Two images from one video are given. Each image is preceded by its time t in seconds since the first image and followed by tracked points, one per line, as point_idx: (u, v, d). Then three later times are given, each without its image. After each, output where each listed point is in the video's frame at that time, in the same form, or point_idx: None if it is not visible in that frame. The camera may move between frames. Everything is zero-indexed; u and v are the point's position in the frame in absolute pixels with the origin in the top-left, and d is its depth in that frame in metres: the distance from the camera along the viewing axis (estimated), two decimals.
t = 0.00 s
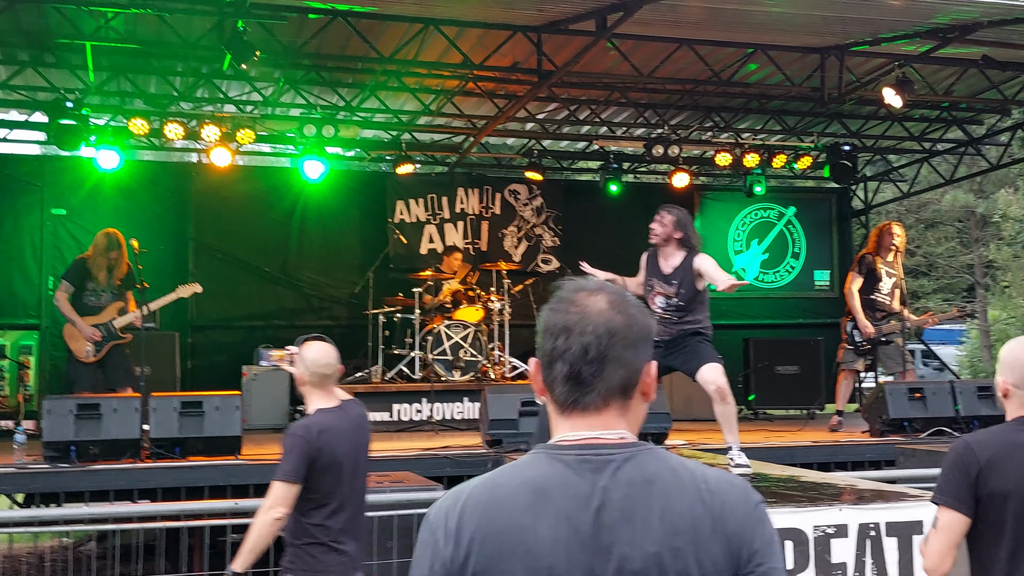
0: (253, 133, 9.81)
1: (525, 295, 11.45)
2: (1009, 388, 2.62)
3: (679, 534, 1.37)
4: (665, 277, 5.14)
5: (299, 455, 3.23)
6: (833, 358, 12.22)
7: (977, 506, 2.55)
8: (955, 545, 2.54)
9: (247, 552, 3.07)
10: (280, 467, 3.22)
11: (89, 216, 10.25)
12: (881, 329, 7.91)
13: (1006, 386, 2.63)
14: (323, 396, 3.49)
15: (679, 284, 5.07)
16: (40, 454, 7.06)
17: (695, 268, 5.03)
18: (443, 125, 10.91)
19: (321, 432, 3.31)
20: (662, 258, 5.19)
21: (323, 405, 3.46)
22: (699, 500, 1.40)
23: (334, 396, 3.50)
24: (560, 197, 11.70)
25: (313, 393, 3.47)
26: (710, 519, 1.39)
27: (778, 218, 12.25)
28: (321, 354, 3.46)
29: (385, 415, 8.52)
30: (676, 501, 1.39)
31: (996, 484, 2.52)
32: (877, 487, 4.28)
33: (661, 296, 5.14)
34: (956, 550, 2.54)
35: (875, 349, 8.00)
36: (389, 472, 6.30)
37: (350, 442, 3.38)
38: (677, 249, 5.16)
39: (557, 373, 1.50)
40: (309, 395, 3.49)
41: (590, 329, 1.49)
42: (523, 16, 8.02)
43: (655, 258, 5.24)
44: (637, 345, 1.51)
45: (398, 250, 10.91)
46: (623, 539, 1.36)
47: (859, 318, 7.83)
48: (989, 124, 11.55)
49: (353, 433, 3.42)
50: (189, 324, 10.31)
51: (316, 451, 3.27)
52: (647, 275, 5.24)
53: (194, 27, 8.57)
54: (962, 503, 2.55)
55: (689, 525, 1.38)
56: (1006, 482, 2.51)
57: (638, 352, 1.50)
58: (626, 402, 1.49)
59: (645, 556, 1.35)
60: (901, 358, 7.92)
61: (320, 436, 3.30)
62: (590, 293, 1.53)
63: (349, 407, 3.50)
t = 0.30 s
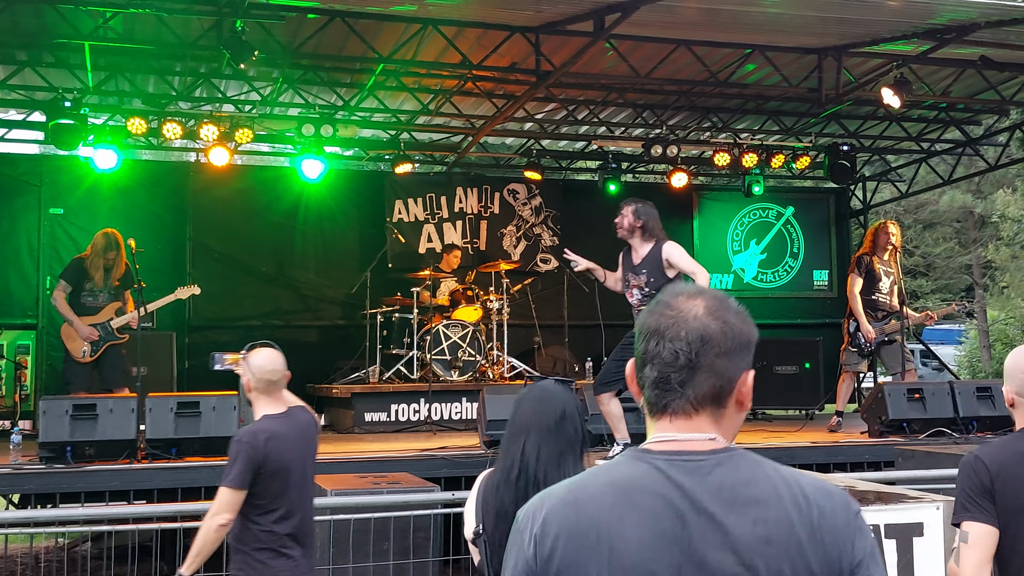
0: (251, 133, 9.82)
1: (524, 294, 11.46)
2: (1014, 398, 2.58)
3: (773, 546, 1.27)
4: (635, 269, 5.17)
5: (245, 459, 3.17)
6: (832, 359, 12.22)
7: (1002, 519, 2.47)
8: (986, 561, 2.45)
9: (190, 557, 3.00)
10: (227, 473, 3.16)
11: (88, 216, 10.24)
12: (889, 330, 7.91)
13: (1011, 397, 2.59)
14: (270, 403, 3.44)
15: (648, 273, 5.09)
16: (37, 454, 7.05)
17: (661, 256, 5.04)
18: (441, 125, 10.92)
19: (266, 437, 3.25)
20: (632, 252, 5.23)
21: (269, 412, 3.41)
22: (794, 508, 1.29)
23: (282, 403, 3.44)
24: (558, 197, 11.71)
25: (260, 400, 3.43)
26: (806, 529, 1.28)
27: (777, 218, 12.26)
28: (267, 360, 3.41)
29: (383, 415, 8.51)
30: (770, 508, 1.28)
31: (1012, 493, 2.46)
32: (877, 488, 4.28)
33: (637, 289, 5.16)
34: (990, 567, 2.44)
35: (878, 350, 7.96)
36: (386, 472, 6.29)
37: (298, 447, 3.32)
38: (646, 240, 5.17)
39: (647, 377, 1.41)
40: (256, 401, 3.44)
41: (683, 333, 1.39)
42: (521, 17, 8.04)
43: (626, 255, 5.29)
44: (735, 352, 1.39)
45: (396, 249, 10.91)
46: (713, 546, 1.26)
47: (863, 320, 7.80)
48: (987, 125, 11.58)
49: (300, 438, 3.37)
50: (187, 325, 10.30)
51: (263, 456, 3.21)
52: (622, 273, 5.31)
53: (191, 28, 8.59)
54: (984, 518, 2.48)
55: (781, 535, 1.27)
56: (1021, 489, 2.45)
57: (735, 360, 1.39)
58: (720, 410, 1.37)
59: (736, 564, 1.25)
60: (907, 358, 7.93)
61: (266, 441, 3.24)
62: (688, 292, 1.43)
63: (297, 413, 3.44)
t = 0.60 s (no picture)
0: (250, 135, 9.82)
1: (522, 295, 11.47)
2: (999, 394, 2.57)
3: (795, 556, 1.24)
4: (623, 269, 5.34)
5: (189, 455, 3.25)
6: (830, 361, 12.22)
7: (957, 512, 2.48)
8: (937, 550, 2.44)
9: (148, 553, 3.12)
10: (167, 468, 3.22)
11: (86, 216, 10.24)
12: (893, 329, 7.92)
13: (996, 392, 2.58)
14: (213, 398, 3.51)
15: (636, 268, 5.25)
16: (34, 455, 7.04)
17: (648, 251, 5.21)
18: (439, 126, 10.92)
19: (210, 433, 3.34)
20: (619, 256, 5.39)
21: (213, 407, 3.48)
22: (821, 519, 1.26)
23: (226, 398, 3.52)
24: (556, 198, 11.73)
25: (204, 395, 3.50)
26: (832, 541, 1.24)
27: (775, 220, 12.25)
28: (212, 356, 3.48)
29: (381, 416, 8.50)
30: (796, 516, 1.26)
31: (976, 493, 2.46)
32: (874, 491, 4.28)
33: (626, 289, 5.30)
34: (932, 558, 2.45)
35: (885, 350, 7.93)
36: (382, 473, 6.29)
37: (240, 442, 3.43)
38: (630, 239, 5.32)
39: (680, 388, 1.42)
40: (200, 396, 3.51)
41: (715, 342, 1.38)
42: (520, 19, 8.04)
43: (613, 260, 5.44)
44: (772, 356, 1.37)
45: (393, 250, 10.94)
46: (729, 551, 1.25)
47: (865, 324, 7.81)
48: (986, 127, 11.58)
49: (243, 433, 3.47)
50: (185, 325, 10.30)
51: (204, 451, 3.30)
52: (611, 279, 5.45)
53: (190, 29, 8.59)
54: (938, 510, 2.48)
55: (803, 544, 1.24)
56: (986, 491, 2.45)
57: (773, 365, 1.37)
58: (759, 418, 1.36)
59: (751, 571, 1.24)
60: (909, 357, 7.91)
61: (208, 437, 3.33)
62: (724, 296, 1.42)
63: (242, 409, 3.54)
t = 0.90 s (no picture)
0: (247, 134, 9.83)
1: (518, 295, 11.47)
2: (1007, 394, 2.61)
3: (753, 545, 1.28)
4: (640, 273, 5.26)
5: (140, 448, 3.26)
6: (827, 361, 12.25)
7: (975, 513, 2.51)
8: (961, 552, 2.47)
9: (102, 545, 3.12)
10: (119, 462, 3.22)
11: (84, 215, 10.25)
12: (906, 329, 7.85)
13: (1004, 393, 2.61)
14: (165, 396, 3.52)
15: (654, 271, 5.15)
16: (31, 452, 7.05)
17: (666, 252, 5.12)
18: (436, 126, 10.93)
19: (158, 427, 3.34)
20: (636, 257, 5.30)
21: (164, 404, 3.50)
22: (780, 510, 1.29)
23: (176, 395, 3.53)
24: (553, 198, 11.74)
25: (155, 393, 3.50)
26: (790, 530, 1.28)
27: (771, 220, 12.26)
28: (162, 353, 3.50)
29: (377, 416, 8.50)
30: (755, 508, 1.29)
31: (994, 490, 2.48)
32: (869, 490, 4.28)
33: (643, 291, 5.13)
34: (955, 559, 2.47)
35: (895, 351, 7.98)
36: (378, 472, 6.30)
37: (191, 437, 3.43)
38: (647, 240, 5.28)
39: (646, 388, 1.41)
40: (151, 394, 3.52)
41: (682, 346, 1.37)
42: (518, 18, 8.05)
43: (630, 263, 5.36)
44: (737, 355, 1.38)
45: (389, 251, 10.98)
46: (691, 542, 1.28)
47: (875, 327, 7.80)
48: (982, 128, 11.60)
49: (194, 428, 3.47)
50: (182, 324, 10.31)
51: (155, 446, 3.31)
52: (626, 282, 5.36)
53: (188, 27, 8.59)
54: (958, 512, 2.51)
55: (761, 534, 1.28)
56: (1003, 487, 2.47)
57: (738, 364, 1.38)
58: (723, 415, 1.38)
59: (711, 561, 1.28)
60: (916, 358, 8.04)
61: (157, 432, 3.33)
62: (689, 292, 1.39)
63: (194, 406, 3.55)
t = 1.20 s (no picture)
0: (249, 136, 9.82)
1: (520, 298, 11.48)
2: (1005, 389, 2.59)
3: (646, 553, 1.27)
4: (666, 269, 5.06)
5: (80, 448, 3.26)
6: (828, 365, 12.25)
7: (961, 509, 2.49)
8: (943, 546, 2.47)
9: (40, 544, 3.12)
10: (58, 461, 3.23)
11: (87, 217, 10.26)
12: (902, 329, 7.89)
13: (1004, 387, 2.59)
14: (112, 397, 3.52)
15: (683, 269, 4.96)
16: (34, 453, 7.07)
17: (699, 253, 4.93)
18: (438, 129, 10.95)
19: (99, 429, 3.35)
20: (663, 251, 5.10)
21: (111, 406, 3.50)
22: (669, 513, 1.29)
23: (124, 396, 3.53)
24: (554, 201, 11.75)
25: (101, 393, 3.50)
26: (681, 534, 1.28)
27: (773, 224, 12.22)
28: (109, 355, 3.48)
29: (378, 417, 8.51)
30: (647, 509, 1.29)
31: (980, 488, 2.46)
32: (870, 493, 4.29)
33: (667, 289, 5.01)
34: (937, 555, 2.46)
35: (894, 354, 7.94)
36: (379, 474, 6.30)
37: (134, 439, 3.44)
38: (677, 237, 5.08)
39: (545, 379, 1.41)
40: (98, 394, 3.52)
41: (577, 333, 1.40)
42: (520, 21, 8.07)
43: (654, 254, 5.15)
44: (628, 343, 1.42)
45: (391, 253, 11.00)
46: (584, 548, 1.27)
47: (875, 328, 7.79)
48: (984, 132, 11.60)
49: (138, 431, 3.48)
50: (184, 325, 10.34)
51: (96, 446, 3.31)
52: (649, 274, 5.17)
53: (191, 31, 8.62)
54: (944, 507, 2.49)
55: (653, 539, 1.27)
56: (989, 486, 2.45)
57: (629, 355, 1.42)
58: (614, 406, 1.41)
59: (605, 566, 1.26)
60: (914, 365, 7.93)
61: (98, 432, 3.34)
62: (580, 290, 1.43)
63: (141, 408, 3.56)
